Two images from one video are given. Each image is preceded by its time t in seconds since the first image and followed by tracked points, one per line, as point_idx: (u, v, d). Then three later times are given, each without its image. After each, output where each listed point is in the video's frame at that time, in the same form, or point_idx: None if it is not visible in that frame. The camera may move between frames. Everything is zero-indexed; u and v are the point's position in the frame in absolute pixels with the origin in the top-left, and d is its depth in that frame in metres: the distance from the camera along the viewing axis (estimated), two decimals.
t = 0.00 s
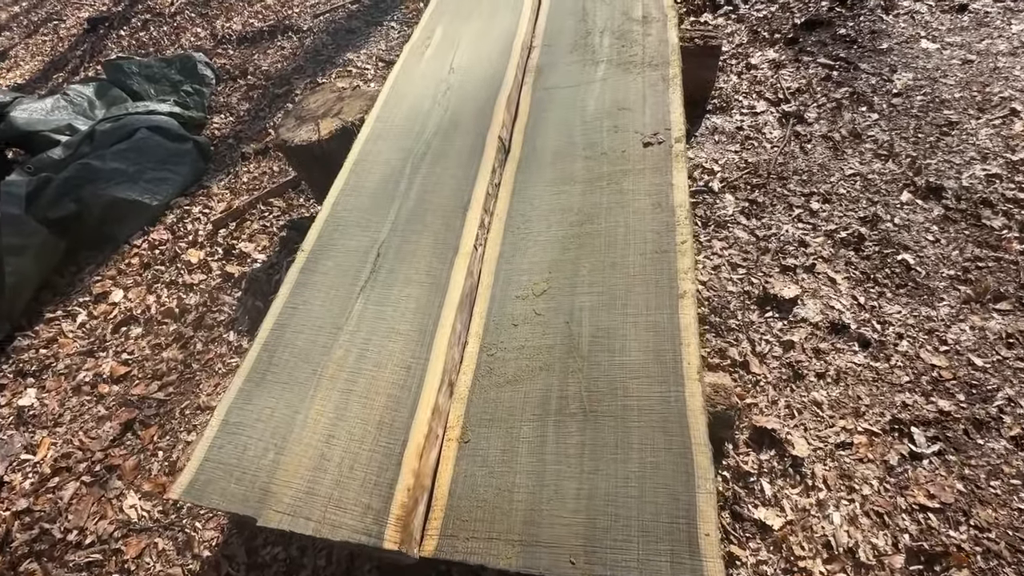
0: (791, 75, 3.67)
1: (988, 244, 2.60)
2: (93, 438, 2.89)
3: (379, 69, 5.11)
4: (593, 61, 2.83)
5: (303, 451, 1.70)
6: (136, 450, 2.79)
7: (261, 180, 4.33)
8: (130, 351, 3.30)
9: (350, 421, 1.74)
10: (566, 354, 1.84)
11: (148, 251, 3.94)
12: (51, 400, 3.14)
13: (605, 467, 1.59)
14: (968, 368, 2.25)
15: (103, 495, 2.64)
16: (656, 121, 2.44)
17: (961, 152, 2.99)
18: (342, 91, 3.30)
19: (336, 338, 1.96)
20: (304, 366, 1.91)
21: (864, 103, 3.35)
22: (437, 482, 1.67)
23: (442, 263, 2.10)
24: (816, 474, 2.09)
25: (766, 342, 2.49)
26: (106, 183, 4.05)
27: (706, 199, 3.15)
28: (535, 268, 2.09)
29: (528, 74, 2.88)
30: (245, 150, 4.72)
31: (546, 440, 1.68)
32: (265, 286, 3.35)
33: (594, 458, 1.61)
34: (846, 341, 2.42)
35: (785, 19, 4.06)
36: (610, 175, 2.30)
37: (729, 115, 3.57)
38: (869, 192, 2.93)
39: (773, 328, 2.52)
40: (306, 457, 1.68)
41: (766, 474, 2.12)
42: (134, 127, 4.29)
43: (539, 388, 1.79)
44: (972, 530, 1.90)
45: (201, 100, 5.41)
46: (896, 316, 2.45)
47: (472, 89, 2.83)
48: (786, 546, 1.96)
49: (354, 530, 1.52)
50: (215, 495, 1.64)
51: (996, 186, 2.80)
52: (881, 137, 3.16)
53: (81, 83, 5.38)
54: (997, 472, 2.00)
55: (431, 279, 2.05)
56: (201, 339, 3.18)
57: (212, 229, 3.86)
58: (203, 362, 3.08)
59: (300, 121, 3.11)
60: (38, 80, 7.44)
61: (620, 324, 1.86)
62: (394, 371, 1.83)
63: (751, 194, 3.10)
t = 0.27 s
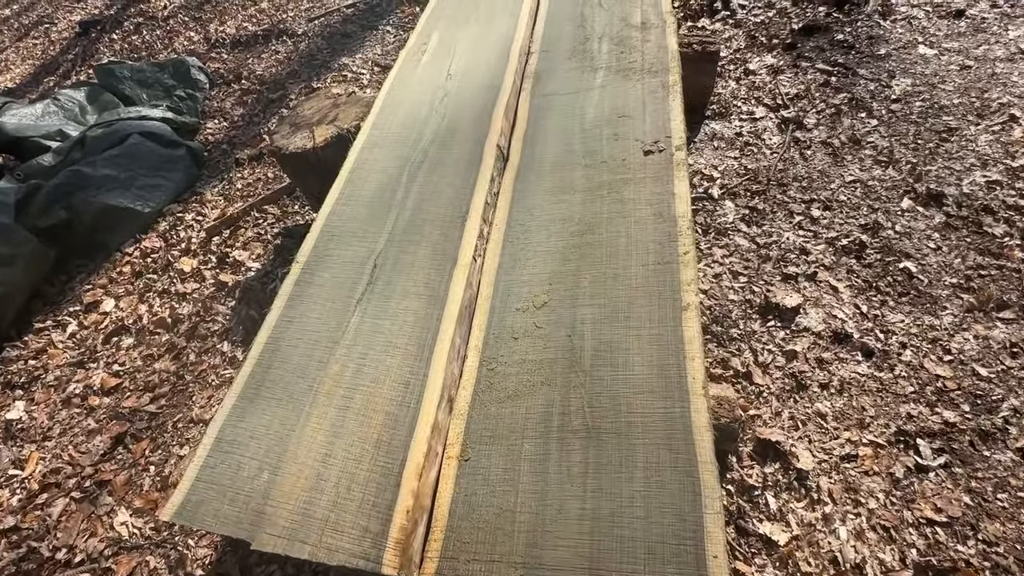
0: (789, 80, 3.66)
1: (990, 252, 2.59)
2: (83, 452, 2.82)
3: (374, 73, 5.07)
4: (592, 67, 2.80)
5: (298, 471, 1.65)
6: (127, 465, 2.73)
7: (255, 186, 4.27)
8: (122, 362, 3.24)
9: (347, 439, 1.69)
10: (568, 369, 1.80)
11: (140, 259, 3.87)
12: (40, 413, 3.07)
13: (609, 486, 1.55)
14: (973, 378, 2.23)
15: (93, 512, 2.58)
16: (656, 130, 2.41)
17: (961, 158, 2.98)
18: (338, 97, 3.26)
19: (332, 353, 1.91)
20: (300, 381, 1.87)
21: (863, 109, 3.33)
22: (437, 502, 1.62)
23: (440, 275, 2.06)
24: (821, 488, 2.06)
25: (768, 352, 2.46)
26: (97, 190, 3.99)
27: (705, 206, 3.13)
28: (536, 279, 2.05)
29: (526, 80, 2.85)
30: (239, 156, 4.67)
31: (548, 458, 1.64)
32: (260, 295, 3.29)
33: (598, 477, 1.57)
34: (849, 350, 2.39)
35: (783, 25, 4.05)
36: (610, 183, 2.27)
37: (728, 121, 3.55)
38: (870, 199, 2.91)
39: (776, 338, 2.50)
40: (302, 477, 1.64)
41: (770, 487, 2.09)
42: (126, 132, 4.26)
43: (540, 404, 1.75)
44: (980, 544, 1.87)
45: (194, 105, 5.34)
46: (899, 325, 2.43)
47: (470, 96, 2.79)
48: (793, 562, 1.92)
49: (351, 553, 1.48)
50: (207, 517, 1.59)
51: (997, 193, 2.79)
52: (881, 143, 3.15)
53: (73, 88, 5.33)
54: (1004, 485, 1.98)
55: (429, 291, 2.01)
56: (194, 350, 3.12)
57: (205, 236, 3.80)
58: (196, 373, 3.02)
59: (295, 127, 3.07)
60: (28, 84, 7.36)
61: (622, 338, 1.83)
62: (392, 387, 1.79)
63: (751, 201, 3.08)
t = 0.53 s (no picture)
0: (792, 87, 3.65)
1: (997, 261, 2.58)
2: (78, 468, 2.75)
3: (373, 79, 5.03)
4: (597, 75, 2.77)
5: (304, 491, 1.61)
6: (124, 480, 2.66)
7: (253, 193, 4.22)
8: (118, 373, 3.17)
9: (354, 459, 1.65)
10: (579, 384, 1.76)
11: (136, 268, 3.81)
12: (33, 426, 3.00)
13: (625, 505, 1.51)
14: (985, 389, 2.21)
15: (88, 530, 2.51)
16: (664, 138, 2.38)
17: (966, 165, 2.97)
18: (338, 104, 3.22)
19: (338, 368, 1.87)
20: (305, 397, 1.82)
21: (866, 116, 3.33)
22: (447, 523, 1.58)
23: (447, 287, 2.02)
24: (835, 502, 2.03)
25: (777, 362, 2.43)
26: (91, 198, 3.93)
27: (711, 213, 3.10)
28: (544, 292, 2.02)
29: (530, 87, 2.82)
30: (236, 163, 4.61)
31: (561, 477, 1.60)
32: (259, 305, 3.24)
33: (613, 496, 1.53)
34: (859, 360, 2.37)
35: (784, 31, 4.05)
36: (618, 193, 2.24)
37: (731, 127, 3.53)
38: (875, 206, 2.90)
39: (785, 348, 2.47)
40: (308, 499, 1.59)
41: (783, 501, 2.06)
42: (121, 139, 4.20)
43: (551, 420, 1.71)
44: (996, 559, 1.85)
45: (190, 110, 5.28)
46: (909, 335, 2.41)
47: (473, 104, 2.76)
48: None
49: None
50: (210, 541, 1.54)
51: (1002, 201, 2.79)
52: (886, 150, 3.14)
53: (67, 94, 5.27)
54: (1020, 498, 1.95)
55: (436, 304, 1.98)
56: (192, 362, 3.06)
57: (203, 244, 3.74)
58: (194, 386, 2.95)
59: (295, 135, 3.02)
60: (21, 88, 7.27)
61: (635, 352, 1.79)
62: (400, 404, 1.75)
63: (756, 209, 3.06)
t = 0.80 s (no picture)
0: (795, 95, 3.65)
1: (1004, 271, 2.58)
2: (76, 485, 2.70)
3: (373, 86, 5.00)
4: (602, 85, 2.75)
5: (313, 515, 1.57)
6: (122, 498, 2.61)
7: (252, 202, 4.17)
8: (116, 387, 3.12)
9: (363, 480, 1.61)
10: (592, 402, 1.73)
11: (133, 278, 3.75)
12: (29, 442, 2.94)
13: (642, 528, 1.48)
14: (996, 401, 2.20)
15: (86, 549, 2.46)
16: (671, 149, 2.37)
17: (970, 175, 2.97)
18: (340, 113, 3.19)
19: (345, 386, 1.83)
20: (312, 416, 1.78)
21: (869, 125, 3.33)
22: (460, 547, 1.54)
23: (455, 302, 1.99)
24: (848, 517, 2.01)
25: (787, 374, 2.41)
26: (88, 207, 3.87)
27: (716, 223, 3.09)
28: (554, 306, 1.99)
29: (535, 97, 2.80)
30: (235, 170, 4.57)
31: (576, 498, 1.56)
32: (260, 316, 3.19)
33: (629, 518, 1.50)
34: (869, 372, 2.35)
35: (786, 39, 4.05)
36: (627, 205, 2.22)
37: (735, 135, 3.53)
38: (881, 216, 2.89)
39: (794, 359, 2.45)
40: (317, 523, 1.55)
41: (796, 517, 2.03)
42: (118, 147, 4.15)
43: (564, 439, 1.68)
44: None
45: (188, 117, 5.24)
46: (918, 346, 2.40)
47: (478, 114, 2.73)
48: None
49: None
50: (217, 567, 1.50)
51: (1007, 210, 2.79)
52: (890, 159, 3.14)
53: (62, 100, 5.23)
54: None
55: (444, 319, 1.95)
56: (192, 375, 3.01)
57: (202, 254, 3.69)
58: (194, 400, 2.90)
59: (297, 145, 2.99)
60: (15, 95, 7.19)
61: (648, 368, 1.77)
62: (410, 423, 1.71)
63: (762, 218, 3.05)
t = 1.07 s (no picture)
0: (796, 105, 3.63)
1: (1011, 285, 2.56)
2: (67, 505, 2.63)
3: (371, 94, 4.97)
4: (605, 97, 2.72)
5: (312, 546, 1.52)
6: (115, 519, 2.54)
7: (249, 212, 4.12)
8: (109, 403, 3.05)
9: (365, 509, 1.56)
10: (599, 425, 1.69)
11: (128, 290, 3.69)
12: (19, 460, 2.87)
13: (653, 559, 1.44)
14: (1006, 419, 2.17)
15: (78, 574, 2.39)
16: (676, 163, 2.33)
17: (974, 187, 2.96)
18: (339, 124, 3.15)
19: (345, 409, 1.79)
20: (311, 441, 1.73)
21: (872, 135, 3.31)
22: None
23: (458, 322, 1.95)
24: (859, 540, 1.97)
25: (794, 391, 2.38)
26: (82, 218, 3.82)
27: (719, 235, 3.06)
28: (559, 325, 1.95)
29: (536, 108, 2.76)
30: (231, 179, 4.52)
31: (584, 527, 1.52)
32: (257, 330, 3.14)
33: (639, 549, 1.46)
34: (876, 389, 2.32)
35: (786, 49, 4.04)
36: (632, 221, 2.18)
37: (737, 146, 3.50)
38: (885, 228, 2.87)
39: (801, 376, 2.42)
40: (317, 555, 1.50)
41: (806, 540, 1.99)
42: (113, 157, 4.10)
43: (571, 464, 1.63)
44: None
45: (184, 126, 5.19)
46: (926, 362, 2.37)
47: (479, 126, 2.70)
48: None
49: None
50: None
51: (1013, 223, 2.77)
52: (893, 170, 3.12)
53: (57, 108, 5.18)
54: None
55: (446, 340, 1.90)
56: (187, 391, 2.95)
57: (197, 266, 3.63)
58: (189, 417, 2.84)
59: (295, 157, 2.94)
60: (9, 101, 7.13)
61: (656, 391, 1.73)
62: (412, 448, 1.67)
63: (765, 230, 3.02)
